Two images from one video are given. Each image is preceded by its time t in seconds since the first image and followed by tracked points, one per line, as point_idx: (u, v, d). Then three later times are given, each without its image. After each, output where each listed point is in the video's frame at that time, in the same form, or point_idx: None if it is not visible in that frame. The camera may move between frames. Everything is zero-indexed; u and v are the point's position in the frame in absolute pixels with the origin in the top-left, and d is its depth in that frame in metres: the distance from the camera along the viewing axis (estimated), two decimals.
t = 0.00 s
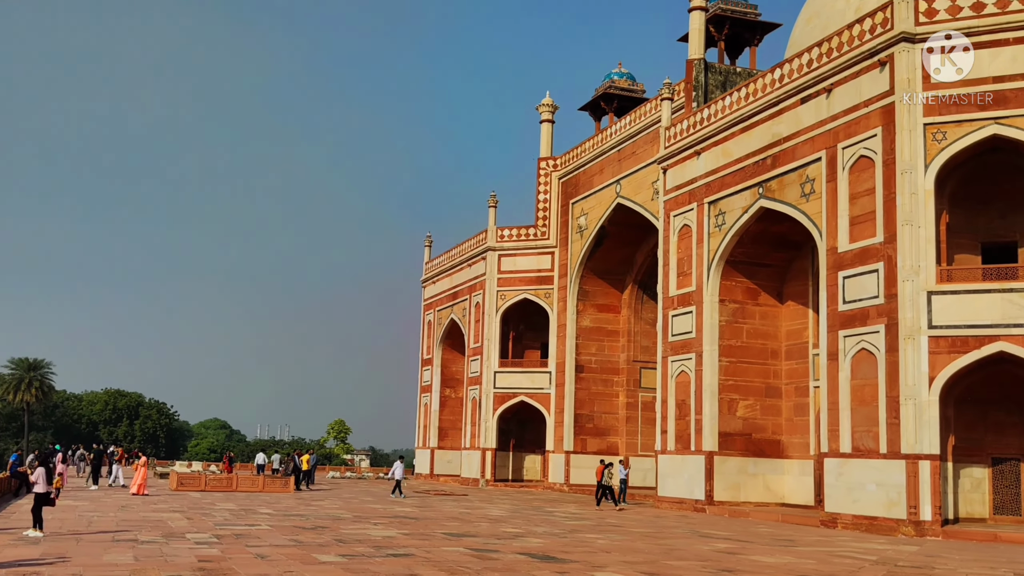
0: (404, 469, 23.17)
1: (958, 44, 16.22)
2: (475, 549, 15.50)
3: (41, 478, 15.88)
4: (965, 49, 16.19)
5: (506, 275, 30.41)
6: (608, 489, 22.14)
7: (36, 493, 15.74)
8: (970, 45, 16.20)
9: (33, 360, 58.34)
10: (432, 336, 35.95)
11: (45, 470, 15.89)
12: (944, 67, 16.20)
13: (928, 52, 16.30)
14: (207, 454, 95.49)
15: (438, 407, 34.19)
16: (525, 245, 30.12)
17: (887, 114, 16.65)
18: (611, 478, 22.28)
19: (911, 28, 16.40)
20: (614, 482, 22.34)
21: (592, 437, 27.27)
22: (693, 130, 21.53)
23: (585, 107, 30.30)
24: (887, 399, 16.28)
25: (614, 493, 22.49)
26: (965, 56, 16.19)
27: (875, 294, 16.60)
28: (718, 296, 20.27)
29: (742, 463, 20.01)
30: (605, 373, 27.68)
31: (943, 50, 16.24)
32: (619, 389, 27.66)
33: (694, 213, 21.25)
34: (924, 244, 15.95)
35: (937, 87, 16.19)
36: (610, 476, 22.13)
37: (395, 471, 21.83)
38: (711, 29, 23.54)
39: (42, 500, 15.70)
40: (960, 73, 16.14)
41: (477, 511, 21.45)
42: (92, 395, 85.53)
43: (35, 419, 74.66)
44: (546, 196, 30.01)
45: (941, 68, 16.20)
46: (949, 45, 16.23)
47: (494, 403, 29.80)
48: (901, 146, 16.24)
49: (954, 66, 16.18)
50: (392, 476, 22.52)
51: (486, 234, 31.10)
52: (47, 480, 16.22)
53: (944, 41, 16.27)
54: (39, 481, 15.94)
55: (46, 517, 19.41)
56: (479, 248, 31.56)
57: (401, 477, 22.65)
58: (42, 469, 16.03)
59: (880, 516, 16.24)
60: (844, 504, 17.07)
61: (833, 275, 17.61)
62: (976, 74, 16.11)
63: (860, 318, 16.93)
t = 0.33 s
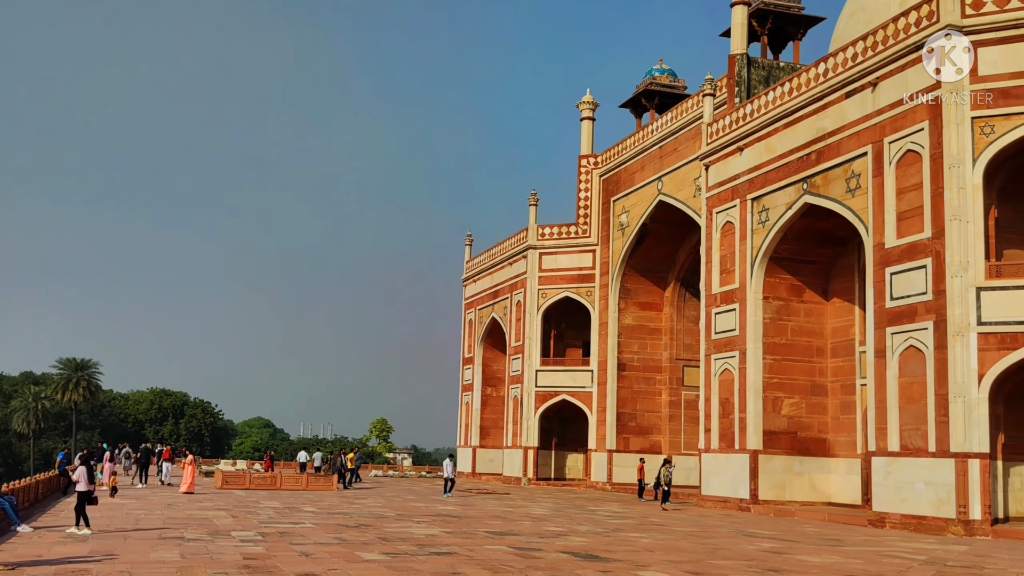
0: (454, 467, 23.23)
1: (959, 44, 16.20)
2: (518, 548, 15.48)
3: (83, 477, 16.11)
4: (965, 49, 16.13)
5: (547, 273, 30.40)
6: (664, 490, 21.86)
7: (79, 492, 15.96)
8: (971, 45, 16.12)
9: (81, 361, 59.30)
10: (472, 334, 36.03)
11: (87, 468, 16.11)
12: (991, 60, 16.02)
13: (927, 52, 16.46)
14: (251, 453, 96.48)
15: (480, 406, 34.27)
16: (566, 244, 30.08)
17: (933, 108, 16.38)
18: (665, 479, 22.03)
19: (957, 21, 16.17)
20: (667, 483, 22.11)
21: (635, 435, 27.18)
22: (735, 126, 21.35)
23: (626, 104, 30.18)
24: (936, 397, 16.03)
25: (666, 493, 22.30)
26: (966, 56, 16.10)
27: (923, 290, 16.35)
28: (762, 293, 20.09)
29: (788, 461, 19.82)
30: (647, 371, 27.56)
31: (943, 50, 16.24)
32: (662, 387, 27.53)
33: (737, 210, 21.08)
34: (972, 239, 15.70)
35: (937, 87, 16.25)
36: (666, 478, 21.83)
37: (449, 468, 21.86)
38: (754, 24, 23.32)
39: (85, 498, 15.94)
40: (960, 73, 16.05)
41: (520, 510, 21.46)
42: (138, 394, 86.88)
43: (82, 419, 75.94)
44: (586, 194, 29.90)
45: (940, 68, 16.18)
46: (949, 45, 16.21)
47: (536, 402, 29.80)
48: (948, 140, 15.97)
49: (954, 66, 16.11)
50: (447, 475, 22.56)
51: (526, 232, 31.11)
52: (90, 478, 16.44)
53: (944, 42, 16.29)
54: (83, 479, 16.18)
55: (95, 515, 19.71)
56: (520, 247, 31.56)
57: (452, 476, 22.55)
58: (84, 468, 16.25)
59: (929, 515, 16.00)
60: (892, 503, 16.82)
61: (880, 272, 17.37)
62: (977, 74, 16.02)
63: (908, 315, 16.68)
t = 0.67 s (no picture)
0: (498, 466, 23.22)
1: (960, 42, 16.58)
2: (557, 547, 15.42)
3: (118, 475, 16.32)
4: (964, 49, 16.46)
5: (584, 271, 30.33)
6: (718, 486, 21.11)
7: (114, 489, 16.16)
8: (971, 44, 16.37)
9: (123, 360, 60.12)
10: (510, 333, 36.04)
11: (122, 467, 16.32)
12: None
13: (928, 52, 17.14)
14: (290, 451, 97.37)
15: (517, 404, 34.28)
16: (604, 241, 30.01)
17: (978, 101, 16.08)
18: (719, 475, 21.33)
19: (1002, 12, 15.85)
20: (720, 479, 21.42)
21: (674, 434, 27.03)
22: (775, 121, 21.11)
23: (664, 100, 30.01)
24: (982, 394, 15.76)
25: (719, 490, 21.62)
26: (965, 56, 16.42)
27: (968, 286, 16.06)
28: (803, 290, 19.87)
29: (830, 460, 19.59)
30: (686, 369, 27.38)
31: (947, 50, 16.76)
32: (701, 385, 27.34)
33: (777, 206, 20.87)
34: (1019, 234, 15.39)
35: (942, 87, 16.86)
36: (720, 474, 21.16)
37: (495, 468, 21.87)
38: (794, 18, 23.06)
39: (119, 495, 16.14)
40: (960, 73, 16.50)
41: (558, 509, 21.42)
42: (180, 392, 87.96)
43: (125, 417, 77.04)
44: (624, 191, 29.77)
45: (944, 68, 16.80)
46: (953, 45, 16.69)
47: (573, 400, 29.75)
48: (993, 134, 15.66)
49: (953, 66, 16.62)
50: (492, 475, 22.54)
51: (563, 230, 31.07)
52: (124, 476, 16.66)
53: (950, 41, 16.76)
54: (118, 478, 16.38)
55: (139, 513, 19.96)
56: (557, 245, 31.51)
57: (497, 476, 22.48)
58: (118, 466, 16.47)
59: (975, 515, 15.71)
60: (937, 503, 16.53)
61: (924, 267, 17.07)
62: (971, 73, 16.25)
63: (953, 311, 16.40)
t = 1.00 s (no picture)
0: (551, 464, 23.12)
1: (960, 41, 17.32)
2: (604, 546, 15.31)
3: (160, 472, 16.78)
4: (964, 49, 17.16)
5: (629, 268, 30.15)
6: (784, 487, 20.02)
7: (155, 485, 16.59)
8: (971, 45, 17.07)
9: (173, 359, 61.00)
10: (555, 331, 35.94)
11: (166, 464, 16.76)
12: None
13: (928, 52, 17.90)
14: (336, 448, 98.17)
15: (563, 403, 34.18)
16: (650, 238, 29.78)
17: None
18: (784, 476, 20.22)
19: None
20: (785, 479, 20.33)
21: (722, 432, 26.77)
22: (825, 114, 20.78)
23: (710, 94, 29.72)
24: None
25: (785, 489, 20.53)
26: (965, 55, 17.13)
27: None
28: (855, 286, 19.55)
29: (884, 459, 19.27)
30: (735, 366, 27.11)
31: (948, 50, 17.46)
32: (750, 382, 27.06)
33: (827, 200, 20.56)
34: None
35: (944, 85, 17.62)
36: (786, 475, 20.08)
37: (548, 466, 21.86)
38: (843, 9, 22.66)
39: (159, 492, 16.57)
40: (960, 73, 17.25)
41: (605, 507, 21.31)
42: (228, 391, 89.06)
43: (175, 416, 78.24)
44: (669, 186, 29.54)
45: (945, 67, 17.53)
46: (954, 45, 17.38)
47: (620, 398, 29.60)
48: None
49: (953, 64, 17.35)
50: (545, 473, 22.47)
51: (609, 227, 30.89)
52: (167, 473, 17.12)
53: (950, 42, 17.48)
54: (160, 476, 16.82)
55: (190, 509, 20.20)
56: (602, 242, 31.36)
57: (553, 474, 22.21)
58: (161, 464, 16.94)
59: None
60: (993, 502, 16.15)
61: (979, 262, 16.67)
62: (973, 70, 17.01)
63: (1010, 307, 16.01)
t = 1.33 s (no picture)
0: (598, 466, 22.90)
1: (959, 45, 18.05)
2: (641, 544, 15.22)
3: (187, 470, 17.09)
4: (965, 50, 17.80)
5: (664, 265, 29.99)
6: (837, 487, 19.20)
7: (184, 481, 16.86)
8: (972, 46, 17.71)
9: (210, 358, 61.60)
10: (590, 329, 35.84)
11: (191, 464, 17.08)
12: None
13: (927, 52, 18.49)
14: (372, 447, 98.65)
15: (598, 401, 34.10)
16: (685, 235, 29.58)
17: None
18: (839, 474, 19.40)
19: None
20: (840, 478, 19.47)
21: (760, 430, 26.56)
22: (863, 108, 20.54)
23: (745, 89, 29.47)
24: None
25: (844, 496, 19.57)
26: (965, 55, 17.77)
27: None
28: (895, 282, 19.29)
29: (925, 458, 18.98)
30: (772, 364, 26.88)
31: (949, 51, 18.10)
32: (787, 380, 26.80)
33: (866, 195, 20.30)
34: None
35: (945, 85, 18.19)
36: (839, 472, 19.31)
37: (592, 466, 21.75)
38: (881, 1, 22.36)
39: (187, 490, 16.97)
40: (960, 73, 17.84)
41: (641, 506, 21.19)
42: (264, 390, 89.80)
43: (212, 414, 79.04)
44: (705, 183, 29.33)
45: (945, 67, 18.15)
46: (955, 47, 18.02)
47: (655, 396, 29.49)
48: None
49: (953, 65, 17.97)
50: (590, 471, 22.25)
51: (643, 224, 30.73)
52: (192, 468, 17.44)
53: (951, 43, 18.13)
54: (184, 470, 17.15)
55: (228, 507, 20.37)
56: (637, 239, 31.20)
57: (598, 475, 22.25)
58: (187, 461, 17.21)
59: None
60: None
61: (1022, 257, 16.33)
62: (975, 68, 17.56)
63: None
